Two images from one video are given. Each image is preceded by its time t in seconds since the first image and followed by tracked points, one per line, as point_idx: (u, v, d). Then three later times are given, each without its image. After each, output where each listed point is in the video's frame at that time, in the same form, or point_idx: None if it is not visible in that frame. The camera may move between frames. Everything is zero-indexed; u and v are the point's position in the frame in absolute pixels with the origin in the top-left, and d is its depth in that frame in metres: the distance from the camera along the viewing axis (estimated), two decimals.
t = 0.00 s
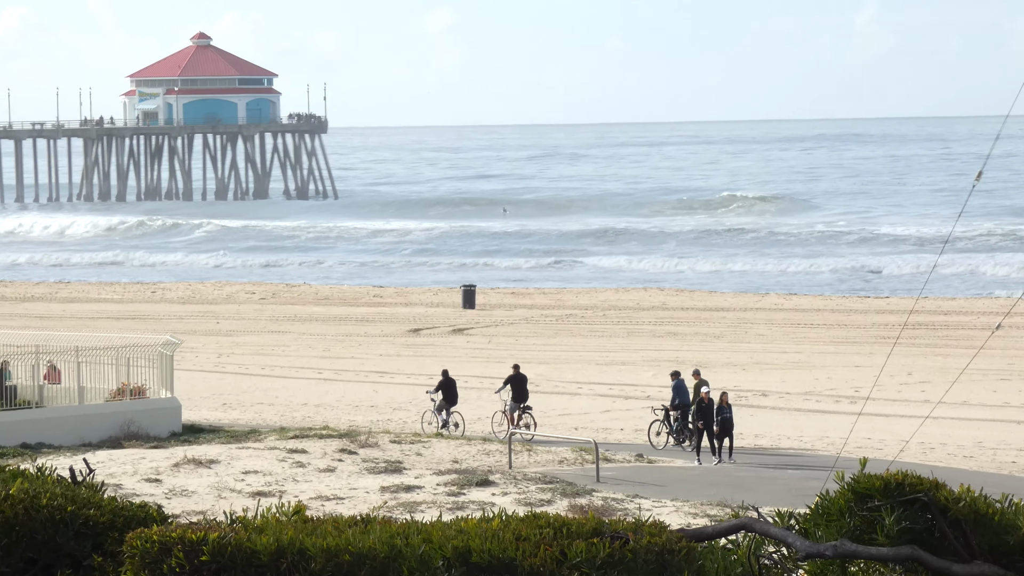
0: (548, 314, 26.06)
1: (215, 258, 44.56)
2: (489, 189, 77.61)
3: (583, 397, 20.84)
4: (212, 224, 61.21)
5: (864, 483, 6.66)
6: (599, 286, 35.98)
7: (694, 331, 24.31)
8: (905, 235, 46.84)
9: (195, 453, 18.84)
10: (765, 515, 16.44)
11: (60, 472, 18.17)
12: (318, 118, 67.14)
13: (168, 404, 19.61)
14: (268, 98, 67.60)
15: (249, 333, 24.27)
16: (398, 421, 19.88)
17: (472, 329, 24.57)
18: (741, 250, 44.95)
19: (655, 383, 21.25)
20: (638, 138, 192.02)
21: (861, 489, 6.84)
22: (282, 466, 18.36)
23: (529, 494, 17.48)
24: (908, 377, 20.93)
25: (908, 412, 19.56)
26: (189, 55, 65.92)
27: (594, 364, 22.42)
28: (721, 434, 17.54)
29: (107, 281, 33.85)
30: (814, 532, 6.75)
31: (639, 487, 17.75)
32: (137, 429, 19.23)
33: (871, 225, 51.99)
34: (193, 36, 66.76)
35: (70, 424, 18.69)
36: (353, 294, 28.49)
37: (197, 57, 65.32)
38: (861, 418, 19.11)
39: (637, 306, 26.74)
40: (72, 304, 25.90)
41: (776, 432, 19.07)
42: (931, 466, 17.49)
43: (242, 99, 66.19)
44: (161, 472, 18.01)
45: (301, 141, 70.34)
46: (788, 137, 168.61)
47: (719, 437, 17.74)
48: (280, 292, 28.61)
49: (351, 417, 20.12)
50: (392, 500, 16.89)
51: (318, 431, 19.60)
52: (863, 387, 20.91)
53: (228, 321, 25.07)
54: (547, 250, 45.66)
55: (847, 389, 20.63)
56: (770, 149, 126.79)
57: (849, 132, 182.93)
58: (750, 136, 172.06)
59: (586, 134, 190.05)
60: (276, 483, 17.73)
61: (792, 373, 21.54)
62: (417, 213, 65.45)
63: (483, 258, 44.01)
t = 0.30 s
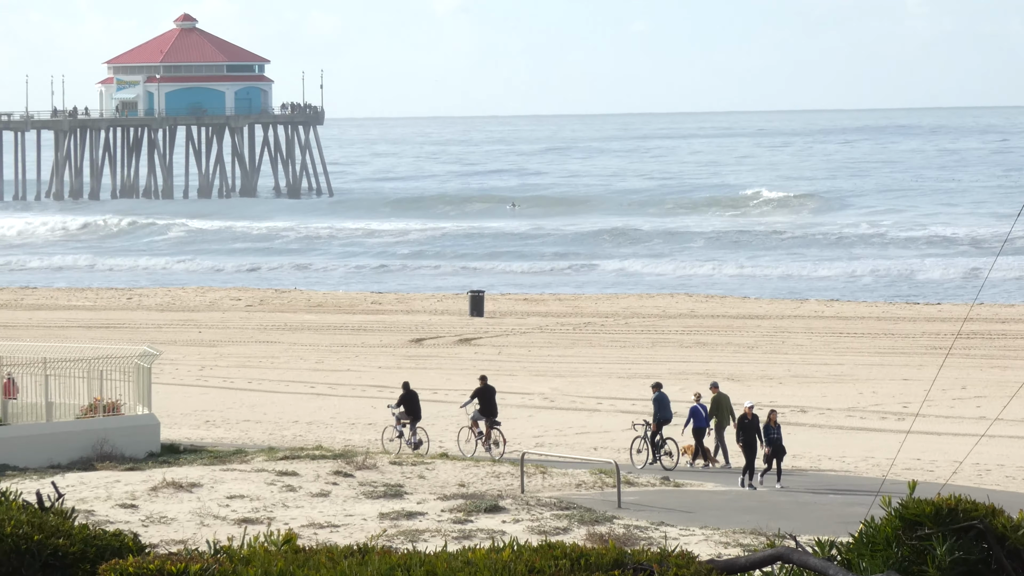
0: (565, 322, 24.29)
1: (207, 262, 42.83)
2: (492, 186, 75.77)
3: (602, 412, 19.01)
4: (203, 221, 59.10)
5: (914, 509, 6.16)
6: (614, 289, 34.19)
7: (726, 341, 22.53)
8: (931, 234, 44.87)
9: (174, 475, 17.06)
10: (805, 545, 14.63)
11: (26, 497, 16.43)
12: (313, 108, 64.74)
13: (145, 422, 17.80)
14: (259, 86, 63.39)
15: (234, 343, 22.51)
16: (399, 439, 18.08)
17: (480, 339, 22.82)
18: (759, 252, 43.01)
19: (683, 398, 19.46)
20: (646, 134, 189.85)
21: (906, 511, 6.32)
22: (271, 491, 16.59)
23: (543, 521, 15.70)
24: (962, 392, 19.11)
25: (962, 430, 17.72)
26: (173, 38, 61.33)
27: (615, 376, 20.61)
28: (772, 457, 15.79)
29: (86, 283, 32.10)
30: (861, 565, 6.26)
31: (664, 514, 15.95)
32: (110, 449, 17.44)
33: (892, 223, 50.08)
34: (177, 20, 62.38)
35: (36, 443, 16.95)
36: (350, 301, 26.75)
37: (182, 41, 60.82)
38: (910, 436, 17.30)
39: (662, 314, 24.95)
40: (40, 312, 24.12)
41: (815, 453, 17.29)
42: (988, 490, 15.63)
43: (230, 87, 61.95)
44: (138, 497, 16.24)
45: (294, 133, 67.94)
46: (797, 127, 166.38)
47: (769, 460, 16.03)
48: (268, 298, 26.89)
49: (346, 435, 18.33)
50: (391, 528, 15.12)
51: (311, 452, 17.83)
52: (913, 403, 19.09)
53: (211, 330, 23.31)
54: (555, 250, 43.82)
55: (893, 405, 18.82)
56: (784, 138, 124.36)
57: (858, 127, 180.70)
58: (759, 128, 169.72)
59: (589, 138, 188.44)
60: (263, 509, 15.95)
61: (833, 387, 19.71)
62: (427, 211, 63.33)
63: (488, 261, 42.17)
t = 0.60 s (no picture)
0: (561, 325, 23.25)
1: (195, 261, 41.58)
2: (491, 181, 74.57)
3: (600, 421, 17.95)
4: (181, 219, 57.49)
5: (929, 525, 6.64)
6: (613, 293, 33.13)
7: (732, 346, 21.47)
8: (942, 232, 43.76)
9: (147, 486, 16.04)
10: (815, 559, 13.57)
11: None
12: (293, 96, 63.11)
13: (116, 430, 16.74)
14: (234, 73, 61.26)
15: (209, 348, 21.44)
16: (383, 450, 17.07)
17: (471, 343, 21.77)
18: (766, 249, 41.91)
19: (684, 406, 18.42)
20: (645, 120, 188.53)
21: (922, 524, 6.77)
22: (249, 502, 15.58)
23: (538, 534, 14.67)
24: (984, 400, 18.11)
25: (982, 439, 16.72)
26: (142, 23, 59.56)
27: (613, 383, 19.53)
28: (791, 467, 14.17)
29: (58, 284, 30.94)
30: None
31: (665, 526, 14.93)
32: (78, 459, 16.37)
33: (901, 220, 48.94)
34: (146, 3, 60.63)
35: None
36: (333, 303, 25.69)
37: (150, 26, 59.00)
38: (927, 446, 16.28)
39: (664, 317, 23.90)
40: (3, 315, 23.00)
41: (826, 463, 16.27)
42: (1011, 502, 14.57)
43: (203, 74, 59.89)
44: (108, 509, 15.22)
45: (273, 122, 66.25)
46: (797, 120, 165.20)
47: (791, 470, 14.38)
48: (246, 300, 25.83)
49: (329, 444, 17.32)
50: (377, 543, 14.10)
51: (291, 462, 16.84)
52: (930, 410, 18.08)
53: (185, 334, 22.24)
54: (555, 251, 42.66)
55: (910, 413, 17.81)
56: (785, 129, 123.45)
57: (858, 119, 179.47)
58: (759, 120, 168.57)
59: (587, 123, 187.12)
60: (241, 522, 14.95)
61: (846, 395, 18.68)
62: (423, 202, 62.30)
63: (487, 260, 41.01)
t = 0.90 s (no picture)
0: (572, 321, 23.23)
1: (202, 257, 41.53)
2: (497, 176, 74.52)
3: (612, 419, 17.91)
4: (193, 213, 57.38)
5: (941, 524, 6.48)
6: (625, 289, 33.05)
7: (744, 343, 21.45)
8: (951, 230, 43.65)
9: (159, 482, 16.06)
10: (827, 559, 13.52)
11: None
12: (305, 91, 63.15)
13: (128, 425, 16.77)
14: (246, 68, 61.70)
15: (221, 343, 21.45)
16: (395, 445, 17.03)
17: (482, 340, 21.75)
18: (775, 246, 41.82)
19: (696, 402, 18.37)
20: (652, 116, 188.31)
21: (934, 523, 6.62)
22: (261, 499, 15.58)
23: (549, 532, 14.64)
24: (996, 398, 18.08)
25: (995, 438, 16.68)
26: (155, 17, 59.40)
27: (625, 380, 19.49)
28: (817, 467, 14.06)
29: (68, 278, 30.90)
30: None
31: (676, 525, 14.88)
32: (89, 454, 16.41)
33: (910, 218, 48.82)
34: None
35: (10, 448, 15.94)
36: (344, 298, 25.67)
37: (163, 21, 58.90)
38: (940, 445, 16.23)
39: (675, 314, 23.87)
40: (15, 308, 23.01)
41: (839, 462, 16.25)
42: None
43: (216, 70, 60.16)
44: (119, 504, 15.24)
45: (283, 118, 66.24)
46: (805, 115, 164.89)
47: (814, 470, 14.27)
48: (258, 294, 25.84)
49: (341, 441, 17.33)
50: (388, 541, 14.08)
51: (303, 458, 16.83)
52: (942, 408, 18.04)
53: (197, 329, 22.24)
54: (563, 247, 42.57)
55: (922, 412, 17.78)
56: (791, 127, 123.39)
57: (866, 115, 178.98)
58: (766, 117, 168.30)
59: (593, 120, 187.02)
60: (252, 518, 14.95)
61: (860, 393, 18.64)
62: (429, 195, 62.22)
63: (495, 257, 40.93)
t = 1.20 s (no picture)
0: (587, 326, 23.20)
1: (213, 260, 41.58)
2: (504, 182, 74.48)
3: (628, 423, 17.86)
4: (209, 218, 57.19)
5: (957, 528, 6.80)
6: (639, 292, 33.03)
7: (760, 347, 21.43)
8: (961, 233, 43.61)
9: (175, 487, 16.05)
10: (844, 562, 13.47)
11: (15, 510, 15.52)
12: (320, 95, 62.87)
13: (144, 431, 16.73)
14: (262, 73, 61.23)
15: (237, 348, 21.44)
16: (411, 450, 17.00)
17: (498, 344, 21.73)
18: (784, 249, 41.80)
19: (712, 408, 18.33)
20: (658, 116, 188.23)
21: (950, 527, 6.94)
22: (276, 504, 15.58)
23: (565, 536, 14.61)
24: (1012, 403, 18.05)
25: (1011, 442, 16.66)
26: (169, 23, 59.56)
27: (641, 384, 19.44)
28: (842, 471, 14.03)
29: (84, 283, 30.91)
30: None
31: (693, 529, 14.85)
32: (105, 460, 16.40)
33: (919, 221, 48.80)
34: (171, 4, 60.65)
35: (25, 453, 15.98)
36: (359, 303, 25.65)
37: (178, 27, 59.27)
38: (955, 449, 16.20)
39: (691, 318, 23.85)
40: (31, 314, 23.01)
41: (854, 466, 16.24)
42: None
43: (231, 74, 59.77)
44: (135, 509, 15.24)
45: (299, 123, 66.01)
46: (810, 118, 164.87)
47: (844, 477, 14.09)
48: (273, 299, 25.84)
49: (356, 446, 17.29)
50: (404, 545, 14.05)
51: (319, 463, 16.82)
52: (958, 412, 18.01)
53: (212, 335, 22.23)
54: (573, 250, 42.56)
55: (938, 416, 17.77)
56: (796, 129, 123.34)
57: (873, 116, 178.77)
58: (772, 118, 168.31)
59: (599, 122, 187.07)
60: (268, 523, 14.94)
61: (875, 398, 18.61)
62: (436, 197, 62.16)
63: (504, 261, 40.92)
